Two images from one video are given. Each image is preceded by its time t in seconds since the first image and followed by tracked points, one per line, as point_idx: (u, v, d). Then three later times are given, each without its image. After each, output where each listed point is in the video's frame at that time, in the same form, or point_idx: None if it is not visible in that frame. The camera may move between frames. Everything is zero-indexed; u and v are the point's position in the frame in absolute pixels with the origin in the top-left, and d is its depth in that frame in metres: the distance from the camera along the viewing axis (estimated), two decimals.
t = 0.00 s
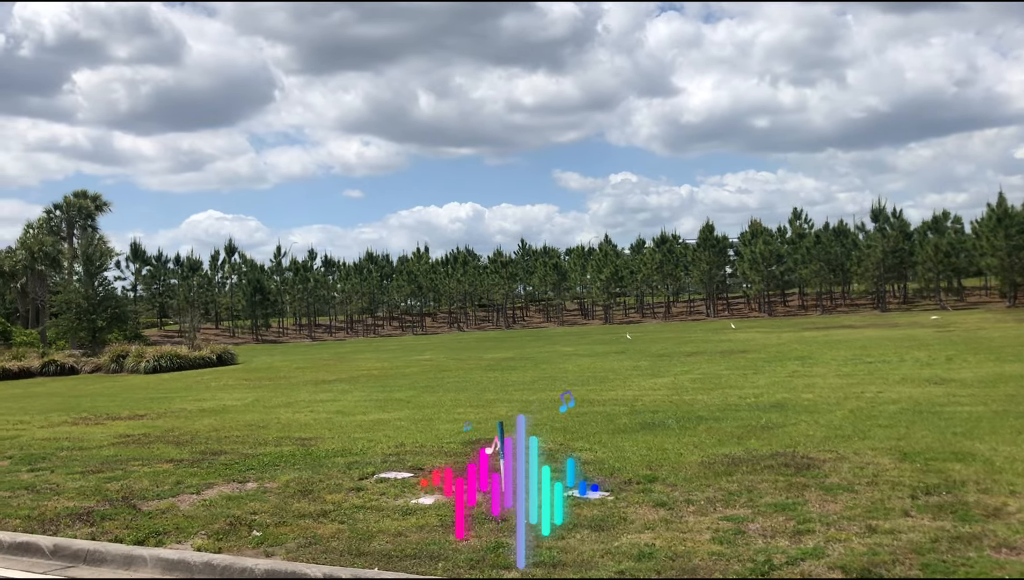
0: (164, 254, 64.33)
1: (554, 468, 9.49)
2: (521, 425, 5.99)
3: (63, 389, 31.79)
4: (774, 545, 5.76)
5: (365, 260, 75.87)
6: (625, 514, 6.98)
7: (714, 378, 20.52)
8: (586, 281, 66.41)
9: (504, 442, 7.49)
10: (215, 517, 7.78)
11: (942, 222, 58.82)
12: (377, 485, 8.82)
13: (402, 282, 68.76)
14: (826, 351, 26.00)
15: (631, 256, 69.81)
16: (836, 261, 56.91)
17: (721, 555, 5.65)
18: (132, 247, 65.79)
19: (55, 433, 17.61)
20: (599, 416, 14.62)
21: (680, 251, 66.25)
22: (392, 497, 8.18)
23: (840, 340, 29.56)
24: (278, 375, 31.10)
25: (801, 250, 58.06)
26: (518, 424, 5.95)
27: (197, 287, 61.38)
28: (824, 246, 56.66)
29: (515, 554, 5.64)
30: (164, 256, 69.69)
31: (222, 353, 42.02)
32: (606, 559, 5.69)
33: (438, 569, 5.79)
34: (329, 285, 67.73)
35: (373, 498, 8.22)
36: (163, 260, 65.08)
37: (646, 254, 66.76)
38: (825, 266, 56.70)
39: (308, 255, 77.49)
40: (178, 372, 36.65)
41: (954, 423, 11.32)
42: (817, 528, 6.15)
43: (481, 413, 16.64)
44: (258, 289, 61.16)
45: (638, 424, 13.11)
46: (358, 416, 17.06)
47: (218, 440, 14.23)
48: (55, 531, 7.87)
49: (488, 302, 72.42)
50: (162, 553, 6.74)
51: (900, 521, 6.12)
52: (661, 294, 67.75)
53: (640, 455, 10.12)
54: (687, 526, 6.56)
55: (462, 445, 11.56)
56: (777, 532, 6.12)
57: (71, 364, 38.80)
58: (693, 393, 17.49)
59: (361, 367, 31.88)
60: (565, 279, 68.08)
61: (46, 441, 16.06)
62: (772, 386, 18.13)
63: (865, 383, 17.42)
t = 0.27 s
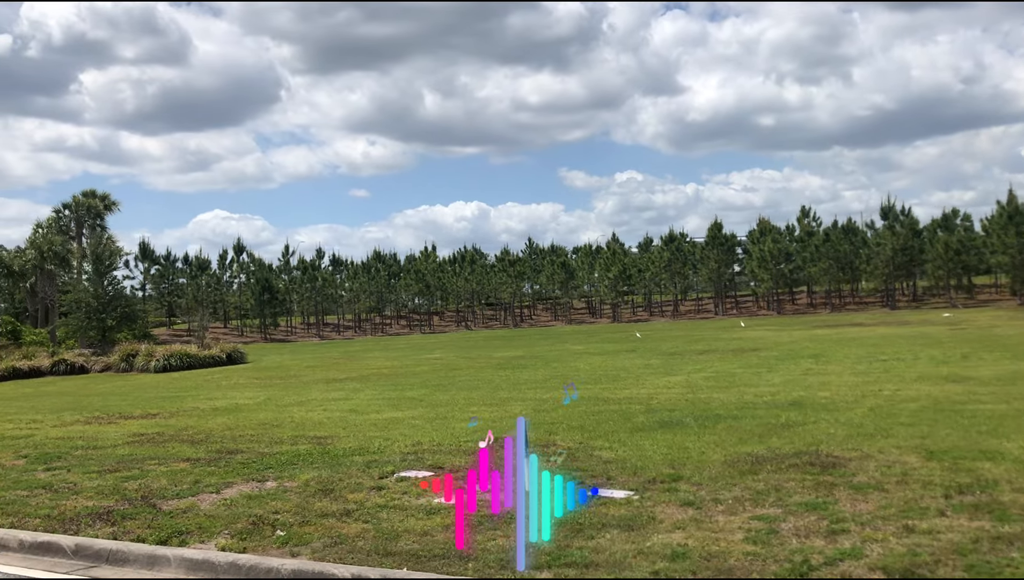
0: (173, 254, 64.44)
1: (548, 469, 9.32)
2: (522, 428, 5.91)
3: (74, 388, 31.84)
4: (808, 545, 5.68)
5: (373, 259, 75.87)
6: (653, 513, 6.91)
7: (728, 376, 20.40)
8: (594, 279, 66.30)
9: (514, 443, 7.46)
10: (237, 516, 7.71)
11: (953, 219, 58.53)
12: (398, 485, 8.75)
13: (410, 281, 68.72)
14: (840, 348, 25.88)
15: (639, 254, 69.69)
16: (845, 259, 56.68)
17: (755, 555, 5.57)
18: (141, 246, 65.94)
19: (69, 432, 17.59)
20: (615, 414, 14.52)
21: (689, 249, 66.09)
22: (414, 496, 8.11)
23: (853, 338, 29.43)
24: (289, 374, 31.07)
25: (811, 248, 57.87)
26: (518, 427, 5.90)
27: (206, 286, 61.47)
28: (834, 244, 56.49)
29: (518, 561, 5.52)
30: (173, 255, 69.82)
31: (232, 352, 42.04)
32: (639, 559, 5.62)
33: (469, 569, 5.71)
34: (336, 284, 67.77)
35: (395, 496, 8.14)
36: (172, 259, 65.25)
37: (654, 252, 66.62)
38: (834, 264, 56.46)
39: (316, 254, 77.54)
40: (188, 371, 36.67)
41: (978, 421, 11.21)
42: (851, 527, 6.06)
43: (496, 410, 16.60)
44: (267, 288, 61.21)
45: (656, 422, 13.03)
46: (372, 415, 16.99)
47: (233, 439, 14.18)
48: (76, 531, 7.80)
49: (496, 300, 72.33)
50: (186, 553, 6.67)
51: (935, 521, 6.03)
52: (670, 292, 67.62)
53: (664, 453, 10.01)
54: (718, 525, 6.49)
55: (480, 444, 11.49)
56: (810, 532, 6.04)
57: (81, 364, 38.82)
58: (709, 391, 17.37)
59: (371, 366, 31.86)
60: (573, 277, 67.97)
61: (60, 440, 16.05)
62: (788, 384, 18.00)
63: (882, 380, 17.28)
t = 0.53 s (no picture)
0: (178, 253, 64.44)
1: (553, 469, 9.23)
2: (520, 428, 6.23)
3: (82, 386, 31.86)
4: (835, 545, 5.60)
5: (378, 258, 75.81)
6: (674, 513, 6.84)
7: (739, 374, 20.28)
8: (599, 278, 66.16)
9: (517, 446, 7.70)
10: (253, 516, 7.64)
11: (960, 217, 58.24)
12: (411, 484, 8.67)
13: (415, 280, 68.65)
14: (850, 347, 25.74)
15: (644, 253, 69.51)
16: (852, 258, 56.48)
17: (782, 555, 5.50)
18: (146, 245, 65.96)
19: (78, 431, 17.58)
20: (627, 413, 14.43)
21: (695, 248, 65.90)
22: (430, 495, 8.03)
23: (863, 337, 29.29)
24: (295, 373, 31.02)
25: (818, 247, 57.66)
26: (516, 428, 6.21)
27: (211, 285, 61.46)
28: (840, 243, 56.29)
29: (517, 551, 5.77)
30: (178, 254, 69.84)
31: (238, 351, 42.02)
32: (664, 559, 5.56)
33: (491, 570, 5.64)
34: (341, 283, 67.72)
35: (411, 496, 8.06)
36: (178, 258, 65.28)
37: (660, 251, 66.46)
38: (841, 263, 56.25)
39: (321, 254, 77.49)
40: (195, 370, 36.65)
41: (996, 420, 11.09)
42: (878, 527, 5.98)
43: (507, 409, 16.53)
44: (272, 288, 61.21)
45: (669, 421, 12.93)
46: (381, 414, 16.93)
47: (244, 438, 14.11)
48: (91, 531, 7.74)
49: (500, 299, 72.21)
50: (202, 553, 6.61)
51: (963, 520, 5.95)
52: (676, 291, 67.45)
53: (679, 452, 9.91)
54: (742, 525, 6.41)
55: (493, 444, 11.41)
56: (835, 532, 5.97)
57: (87, 363, 38.82)
58: (720, 390, 17.24)
59: (378, 365, 31.79)
60: (579, 276, 67.82)
61: (69, 439, 16.01)
62: (799, 383, 17.88)
63: (895, 379, 17.16)
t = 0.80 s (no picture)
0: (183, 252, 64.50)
1: (567, 468, 9.14)
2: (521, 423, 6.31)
3: (89, 385, 31.89)
4: (862, 546, 5.52)
5: (383, 257, 75.81)
6: (695, 513, 6.76)
7: (748, 373, 20.20)
8: (605, 277, 66.11)
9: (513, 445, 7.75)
10: (268, 516, 7.58)
11: (968, 215, 58.04)
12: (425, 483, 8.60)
13: (420, 279, 68.67)
14: (859, 345, 25.63)
15: (650, 252, 69.44)
16: (858, 256, 56.36)
17: (808, 556, 5.42)
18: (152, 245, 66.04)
19: (86, 430, 17.56)
20: (638, 412, 14.35)
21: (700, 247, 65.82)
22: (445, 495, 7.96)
23: (872, 335, 29.19)
24: (301, 372, 31.01)
25: (824, 245, 57.54)
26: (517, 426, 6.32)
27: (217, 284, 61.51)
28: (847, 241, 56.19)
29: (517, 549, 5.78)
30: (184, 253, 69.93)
31: (244, 350, 42.02)
32: (688, 560, 5.49)
33: (513, 570, 5.57)
34: (346, 282, 67.72)
35: (426, 495, 7.99)
36: (183, 258, 65.35)
37: (665, 250, 66.36)
38: (847, 261, 56.12)
39: (326, 253, 77.50)
40: (201, 369, 36.64)
41: (1013, 419, 10.99)
42: (905, 527, 5.89)
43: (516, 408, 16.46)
44: (277, 287, 61.30)
45: (681, 420, 12.85)
46: (391, 413, 16.88)
47: (253, 437, 14.06)
48: (105, 530, 7.69)
49: (505, 298, 72.18)
50: (219, 553, 6.54)
51: (993, 521, 5.86)
52: (681, 290, 67.35)
53: (694, 452, 9.82)
54: (766, 524, 6.33)
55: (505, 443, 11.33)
56: (861, 532, 5.88)
57: (94, 362, 38.84)
58: (731, 389, 17.15)
59: (385, 364, 31.75)
60: (584, 275, 67.75)
61: (79, 438, 15.99)
62: (810, 381, 17.78)
63: (907, 377, 17.05)
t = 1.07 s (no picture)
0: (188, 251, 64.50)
1: (584, 467, 9.07)
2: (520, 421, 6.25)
3: (96, 385, 31.88)
4: (890, 546, 5.44)
5: (387, 256, 75.76)
6: (716, 513, 6.67)
7: (758, 372, 20.10)
8: (610, 275, 66.01)
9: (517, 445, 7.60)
10: (283, 515, 7.52)
11: (975, 213, 57.83)
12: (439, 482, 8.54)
13: (426, 278, 68.64)
14: (869, 344, 25.51)
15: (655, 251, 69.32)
16: (865, 254, 56.19)
17: (836, 556, 5.34)
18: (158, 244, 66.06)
19: (95, 429, 17.54)
20: (649, 411, 14.27)
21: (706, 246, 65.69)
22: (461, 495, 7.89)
23: (881, 334, 29.07)
24: (307, 371, 30.97)
25: (830, 244, 57.39)
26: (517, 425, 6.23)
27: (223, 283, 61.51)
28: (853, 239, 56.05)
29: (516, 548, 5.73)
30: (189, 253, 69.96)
31: (250, 349, 42.00)
32: (714, 560, 5.41)
33: (535, 571, 5.49)
34: (351, 281, 67.69)
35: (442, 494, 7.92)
36: (188, 257, 65.36)
37: (671, 248, 66.21)
38: (854, 259, 55.93)
39: (331, 252, 77.47)
40: (208, 368, 36.62)
41: None
42: (932, 527, 5.81)
43: (526, 407, 16.39)
44: (282, 286, 61.33)
45: (694, 419, 12.77)
46: (400, 412, 16.82)
47: (264, 436, 14.01)
48: (120, 530, 7.63)
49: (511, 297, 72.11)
50: (236, 553, 6.48)
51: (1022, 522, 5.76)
52: (687, 289, 67.20)
53: (711, 451, 9.73)
54: (789, 524, 6.25)
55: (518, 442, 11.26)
56: (887, 532, 5.80)
57: (100, 361, 38.84)
58: (742, 388, 17.05)
59: (392, 362, 31.71)
60: (589, 273, 67.62)
61: (88, 437, 15.95)
62: (821, 380, 17.68)
63: (920, 376, 16.94)
